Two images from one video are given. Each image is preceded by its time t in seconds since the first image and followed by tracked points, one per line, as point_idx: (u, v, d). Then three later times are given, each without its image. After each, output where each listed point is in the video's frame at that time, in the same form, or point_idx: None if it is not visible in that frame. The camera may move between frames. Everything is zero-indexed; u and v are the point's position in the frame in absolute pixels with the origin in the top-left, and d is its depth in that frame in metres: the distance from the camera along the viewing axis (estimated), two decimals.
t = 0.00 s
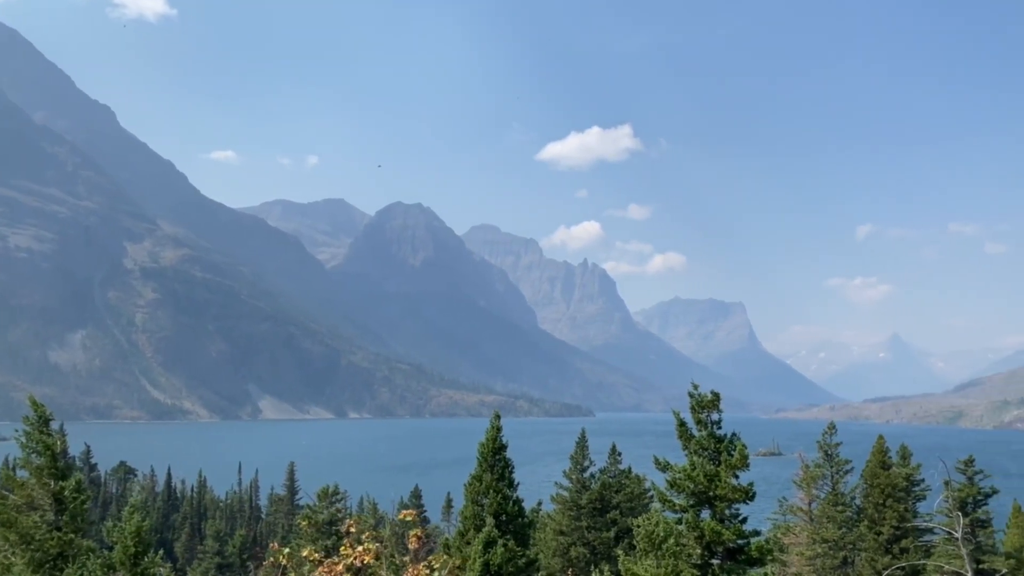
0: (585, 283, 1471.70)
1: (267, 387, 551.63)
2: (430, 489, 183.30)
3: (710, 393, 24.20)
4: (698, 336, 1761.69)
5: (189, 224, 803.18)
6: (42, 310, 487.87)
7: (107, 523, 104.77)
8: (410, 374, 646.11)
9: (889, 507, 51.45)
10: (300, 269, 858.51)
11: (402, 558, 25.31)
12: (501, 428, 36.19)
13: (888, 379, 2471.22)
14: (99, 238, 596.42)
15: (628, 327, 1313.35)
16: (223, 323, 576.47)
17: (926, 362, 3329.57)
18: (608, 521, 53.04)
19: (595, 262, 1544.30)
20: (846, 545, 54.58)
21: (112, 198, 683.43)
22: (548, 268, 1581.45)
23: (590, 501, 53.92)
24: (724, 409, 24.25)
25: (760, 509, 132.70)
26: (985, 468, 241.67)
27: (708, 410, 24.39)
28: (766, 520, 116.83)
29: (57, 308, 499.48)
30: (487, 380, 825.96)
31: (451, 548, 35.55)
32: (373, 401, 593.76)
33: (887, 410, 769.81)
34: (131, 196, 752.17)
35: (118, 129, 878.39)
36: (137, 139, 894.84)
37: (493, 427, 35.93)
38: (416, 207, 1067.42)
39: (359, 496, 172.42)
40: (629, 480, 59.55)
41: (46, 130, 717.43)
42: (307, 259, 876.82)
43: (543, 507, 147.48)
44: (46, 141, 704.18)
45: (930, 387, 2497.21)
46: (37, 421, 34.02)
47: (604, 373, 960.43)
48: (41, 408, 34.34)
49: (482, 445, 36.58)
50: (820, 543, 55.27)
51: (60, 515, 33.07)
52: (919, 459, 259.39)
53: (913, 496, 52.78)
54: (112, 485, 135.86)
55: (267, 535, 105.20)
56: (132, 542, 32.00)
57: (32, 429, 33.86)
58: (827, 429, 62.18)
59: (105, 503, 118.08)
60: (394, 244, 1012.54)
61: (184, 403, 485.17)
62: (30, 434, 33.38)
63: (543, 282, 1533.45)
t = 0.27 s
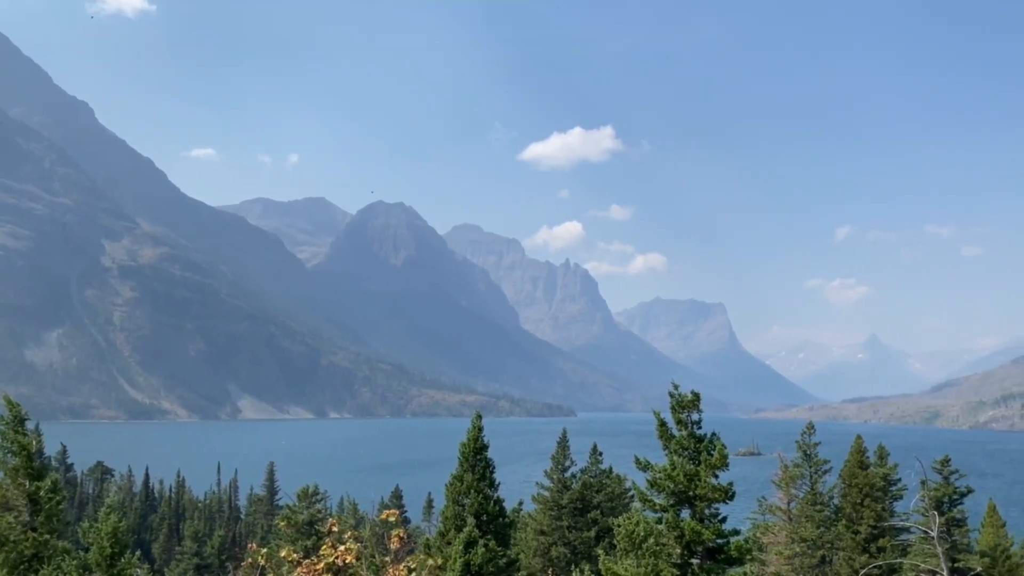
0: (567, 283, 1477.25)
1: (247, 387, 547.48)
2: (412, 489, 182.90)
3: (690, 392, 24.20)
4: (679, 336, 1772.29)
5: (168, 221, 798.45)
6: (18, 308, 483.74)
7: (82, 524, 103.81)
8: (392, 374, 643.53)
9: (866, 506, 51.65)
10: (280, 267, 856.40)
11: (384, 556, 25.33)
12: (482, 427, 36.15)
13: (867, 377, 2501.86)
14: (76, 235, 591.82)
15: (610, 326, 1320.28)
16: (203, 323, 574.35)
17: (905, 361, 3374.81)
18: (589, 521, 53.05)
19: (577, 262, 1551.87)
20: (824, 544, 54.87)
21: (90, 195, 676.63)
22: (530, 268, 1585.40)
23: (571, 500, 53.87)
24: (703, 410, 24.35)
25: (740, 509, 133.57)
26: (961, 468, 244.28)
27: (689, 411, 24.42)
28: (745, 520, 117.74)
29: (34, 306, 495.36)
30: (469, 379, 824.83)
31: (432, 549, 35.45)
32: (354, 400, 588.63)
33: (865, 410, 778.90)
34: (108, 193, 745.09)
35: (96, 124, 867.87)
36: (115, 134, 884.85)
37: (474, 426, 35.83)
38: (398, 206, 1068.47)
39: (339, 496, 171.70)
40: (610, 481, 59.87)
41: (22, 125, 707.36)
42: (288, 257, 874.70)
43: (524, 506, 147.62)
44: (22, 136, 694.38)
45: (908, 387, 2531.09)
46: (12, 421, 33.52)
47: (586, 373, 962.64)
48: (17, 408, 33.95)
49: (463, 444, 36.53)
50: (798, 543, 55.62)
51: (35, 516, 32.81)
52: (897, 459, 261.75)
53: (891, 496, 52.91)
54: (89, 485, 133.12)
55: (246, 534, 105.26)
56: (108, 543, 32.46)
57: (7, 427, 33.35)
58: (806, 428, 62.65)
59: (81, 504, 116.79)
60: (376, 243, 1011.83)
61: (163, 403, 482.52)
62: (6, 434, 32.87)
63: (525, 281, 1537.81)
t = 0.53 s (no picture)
0: (549, 283, 1481.49)
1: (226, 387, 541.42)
2: (392, 491, 182.75)
3: (671, 392, 24.31)
4: (660, 336, 1784.02)
5: (147, 220, 792.19)
6: None
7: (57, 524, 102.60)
8: (373, 374, 640.62)
9: (845, 506, 51.66)
10: (261, 267, 853.45)
11: (365, 557, 25.19)
12: (464, 428, 36.05)
13: (845, 377, 2531.34)
14: (53, 233, 586.38)
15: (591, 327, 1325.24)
16: (182, 322, 568.90)
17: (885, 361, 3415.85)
18: (570, 522, 53.03)
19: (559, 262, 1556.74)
20: (802, 543, 55.22)
21: (68, 192, 669.94)
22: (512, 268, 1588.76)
23: (552, 501, 53.93)
24: (684, 410, 24.44)
25: (719, 508, 135.08)
26: (937, 468, 247.26)
27: (670, 410, 24.53)
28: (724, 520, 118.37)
29: (9, 306, 490.34)
30: (451, 379, 823.63)
31: (413, 549, 35.35)
32: (334, 400, 583.16)
33: (844, 410, 787.18)
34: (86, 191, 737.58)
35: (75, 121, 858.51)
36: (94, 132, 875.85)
37: (456, 426, 35.76)
38: (380, 206, 1065.97)
39: (319, 496, 170.81)
40: (590, 480, 60.16)
41: None
42: (269, 257, 870.93)
43: (504, 507, 147.42)
44: None
45: (885, 386, 2563.19)
46: None
47: (568, 373, 964.92)
48: None
49: (445, 444, 36.33)
50: (778, 543, 55.74)
51: (10, 516, 32.60)
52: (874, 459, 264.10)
53: (869, 496, 53.11)
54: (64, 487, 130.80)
55: (226, 535, 104.83)
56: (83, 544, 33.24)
57: None
58: (785, 429, 63.03)
59: (57, 505, 115.37)
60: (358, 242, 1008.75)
61: (141, 402, 477.73)
62: None
63: (507, 281, 1541.03)
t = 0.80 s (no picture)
0: (531, 284, 1487.48)
1: (206, 387, 538.49)
2: (374, 490, 182.96)
3: (651, 392, 24.40)
4: (642, 337, 1794.03)
5: (126, 218, 785.62)
6: None
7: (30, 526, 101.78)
8: (353, 374, 638.26)
9: (823, 506, 51.89)
10: (240, 266, 851.46)
11: (343, 556, 25.25)
12: (445, 428, 36.12)
13: (824, 378, 2558.93)
14: (30, 231, 580.16)
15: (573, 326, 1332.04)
16: (161, 321, 565.41)
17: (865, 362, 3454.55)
18: (551, 521, 53.02)
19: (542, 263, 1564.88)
20: (781, 543, 55.58)
21: (46, 190, 662.69)
22: (494, 268, 1593.12)
23: (533, 501, 53.76)
24: (664, 412, 24.57)
25: (700, 508, 136.19)
26: (914, 468, 250.23)
27: (651, 411, 24.58)
28: (705, 520, 119.15)
29: None
30: (431, 380, 823.13)
31: (394, 550, 35.37)
32: (315, 400, 579.77)
33: (823, 410, 795.12)
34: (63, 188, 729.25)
35: (52, 118, 848.51)
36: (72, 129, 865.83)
37: (437, 426, 35.89)
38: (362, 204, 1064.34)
39: (300, 497, 170.16)
40: (571, 481, 60.75)
41: None
42: (248, 256, 868.85)
43: (486, 507, 147.54)
44: None
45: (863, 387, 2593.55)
46: None
47: (551, 373, 966.79)
48: None
49: (427, 444, 36.45)
50: (757, 542, 55.89)
51: None
52: (853, 459, 266.73)
53: (847, 495, 53.20)
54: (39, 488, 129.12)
55: (204, 535, 104.39)
56: (60, 546, 36.97)
57: None
58: (765, 429, 63.34)
59: (31, 506, 114.30)
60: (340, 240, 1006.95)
61: (119, 402, 473.94)
62: None
63: (490, 281, 1544.74)
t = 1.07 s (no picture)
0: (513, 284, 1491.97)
1: (185, 388, 534.66)
2: (355, 490, 182.92)
3: (633, 393, 24.54)
4: (623, 339, 1804.22)
5: (104, 216, 781.69)
6: None
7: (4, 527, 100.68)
8: (335, 374, 634.38)
9: (802, 506, 52.09)
10: (219, 265, 848.28)
11: (322, 558, 25.10)
12: (427, 428, 36.21)
13: (802, 379, 2585.09)
14: (7, 229, 573.48)
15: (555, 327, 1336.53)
16: (139, 320, 565.99)
17: (845, 363, 3490.81)
18: (532, 522, 53.30)
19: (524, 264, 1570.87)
20: (762, 543, 55.72)
21: (23, 187, 654.60)
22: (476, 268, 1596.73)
23: (514, 501, 53.98)
24: (646, 412, 24.67)
25: (681, 508, 137.14)
26: (891, 468, 253.14)
27: (631, 411, 24.76)
28: (684, 519, 120.54)
29: None
30: (413, 379, 821.87)
31: (373, 551, 35.19)
32: (296, 401, 572.72)
33: (803, 411, 802.08)
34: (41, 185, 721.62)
35: (30, 114, 838.34)
36: (50, 126, 856.29)
37: (418, 427, 35.85)
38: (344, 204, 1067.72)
39: (280, 498, 169.78)
40: (553, 482, 61.10)
41: None
42: (228, 255, 865.87)
43: (468, 507, 148.13)
44: None
45: (842, 387, 2623.79)
46: None
47: (533, 374, 969.21)
48: None
49: (407, 445, 36.36)
50: (737, 542, 56.09)
51: None
52: (832, 459, 269.27)
53: (827, 495, 53.55)
54: (14, 488, 127.42)
55: (184, 537, 103.99)
56: (36, 548, 36.58)
57: None
58: (745, 430, 63.92)
59: (6, 506, 112.75)
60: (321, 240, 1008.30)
61: (97, 402, 467.83)
62: None
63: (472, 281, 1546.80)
